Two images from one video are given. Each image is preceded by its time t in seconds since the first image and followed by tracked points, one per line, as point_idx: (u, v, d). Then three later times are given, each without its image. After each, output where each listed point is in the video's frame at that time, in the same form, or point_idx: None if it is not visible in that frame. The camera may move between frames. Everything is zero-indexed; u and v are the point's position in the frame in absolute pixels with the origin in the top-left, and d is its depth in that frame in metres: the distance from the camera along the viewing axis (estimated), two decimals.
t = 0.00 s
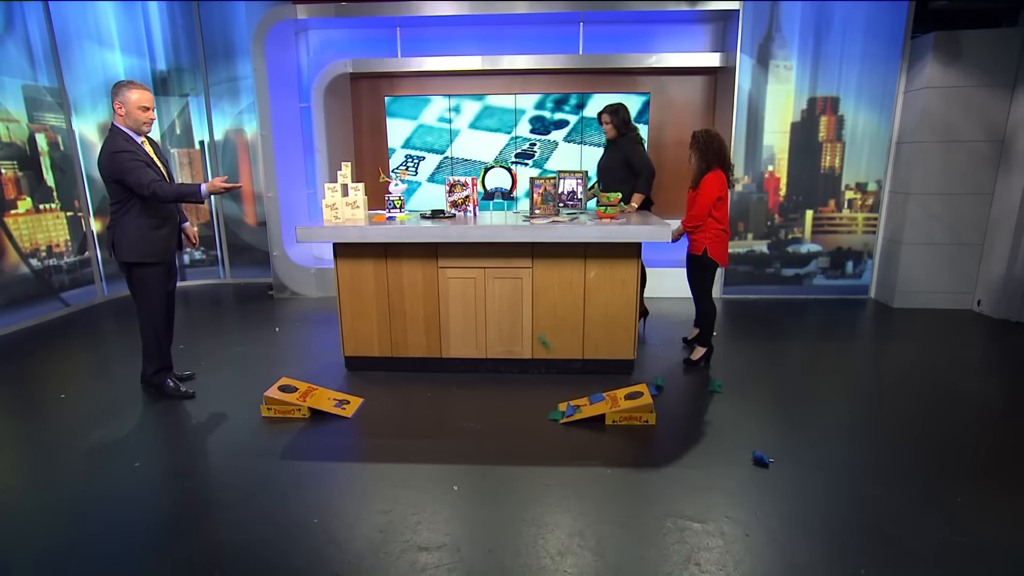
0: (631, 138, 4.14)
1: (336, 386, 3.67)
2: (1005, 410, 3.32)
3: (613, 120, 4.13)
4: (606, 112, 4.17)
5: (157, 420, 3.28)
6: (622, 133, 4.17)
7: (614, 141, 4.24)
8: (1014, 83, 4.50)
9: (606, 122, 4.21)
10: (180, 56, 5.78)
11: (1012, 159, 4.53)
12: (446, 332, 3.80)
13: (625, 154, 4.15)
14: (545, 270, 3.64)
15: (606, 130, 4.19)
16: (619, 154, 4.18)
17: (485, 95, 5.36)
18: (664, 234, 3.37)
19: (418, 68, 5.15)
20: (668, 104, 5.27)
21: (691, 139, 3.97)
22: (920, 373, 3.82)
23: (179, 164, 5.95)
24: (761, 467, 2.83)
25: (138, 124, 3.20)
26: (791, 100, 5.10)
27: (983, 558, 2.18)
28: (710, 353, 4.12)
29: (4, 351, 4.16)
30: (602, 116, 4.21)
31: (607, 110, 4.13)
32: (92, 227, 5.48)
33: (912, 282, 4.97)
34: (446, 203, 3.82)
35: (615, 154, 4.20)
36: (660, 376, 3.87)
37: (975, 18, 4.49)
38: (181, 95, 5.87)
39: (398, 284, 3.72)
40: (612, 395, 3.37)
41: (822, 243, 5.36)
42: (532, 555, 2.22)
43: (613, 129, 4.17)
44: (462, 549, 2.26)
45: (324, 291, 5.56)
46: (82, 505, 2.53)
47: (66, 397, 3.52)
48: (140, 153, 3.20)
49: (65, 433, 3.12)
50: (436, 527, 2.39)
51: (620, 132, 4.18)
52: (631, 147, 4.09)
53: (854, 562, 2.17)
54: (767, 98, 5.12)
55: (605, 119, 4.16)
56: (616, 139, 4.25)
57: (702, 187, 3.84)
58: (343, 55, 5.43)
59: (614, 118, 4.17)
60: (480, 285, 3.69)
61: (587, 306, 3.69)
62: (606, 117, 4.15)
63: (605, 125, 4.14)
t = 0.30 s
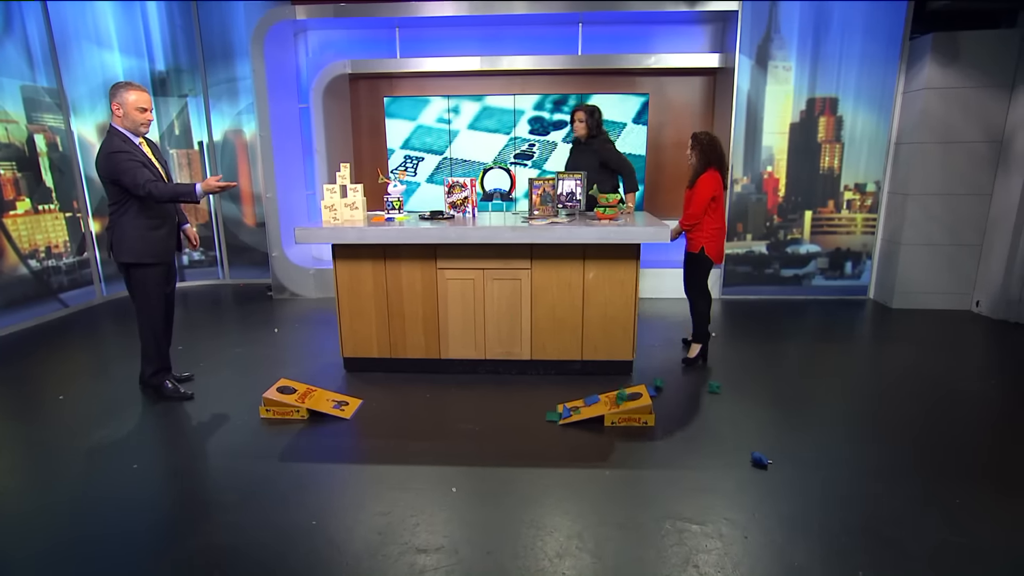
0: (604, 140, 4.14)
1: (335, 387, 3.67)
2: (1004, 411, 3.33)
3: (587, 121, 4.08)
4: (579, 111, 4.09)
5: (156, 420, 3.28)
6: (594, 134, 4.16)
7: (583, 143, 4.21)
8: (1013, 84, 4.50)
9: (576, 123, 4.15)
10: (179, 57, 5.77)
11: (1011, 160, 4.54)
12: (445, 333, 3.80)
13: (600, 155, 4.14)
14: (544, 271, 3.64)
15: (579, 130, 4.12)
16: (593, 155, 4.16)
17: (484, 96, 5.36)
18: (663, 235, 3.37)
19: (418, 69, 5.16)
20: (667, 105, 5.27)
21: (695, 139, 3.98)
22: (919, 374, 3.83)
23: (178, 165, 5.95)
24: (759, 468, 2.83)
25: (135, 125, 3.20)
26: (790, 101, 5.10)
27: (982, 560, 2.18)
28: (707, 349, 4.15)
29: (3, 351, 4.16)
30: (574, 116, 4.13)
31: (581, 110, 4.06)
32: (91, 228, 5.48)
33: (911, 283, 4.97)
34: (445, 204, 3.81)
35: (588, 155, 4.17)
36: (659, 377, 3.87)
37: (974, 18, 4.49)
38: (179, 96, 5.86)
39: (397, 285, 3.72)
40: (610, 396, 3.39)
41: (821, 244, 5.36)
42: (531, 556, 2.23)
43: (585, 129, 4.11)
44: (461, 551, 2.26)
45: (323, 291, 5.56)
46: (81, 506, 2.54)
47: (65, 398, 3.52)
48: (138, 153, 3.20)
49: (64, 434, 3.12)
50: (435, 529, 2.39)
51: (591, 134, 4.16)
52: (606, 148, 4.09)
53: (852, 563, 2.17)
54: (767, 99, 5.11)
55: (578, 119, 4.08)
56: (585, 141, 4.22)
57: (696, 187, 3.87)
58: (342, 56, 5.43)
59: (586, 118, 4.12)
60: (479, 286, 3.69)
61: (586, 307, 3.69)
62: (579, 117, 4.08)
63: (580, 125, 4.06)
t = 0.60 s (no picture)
0: (589, 139, 4.10)
1: (334, 388, 3.67)
2: (1004, 411, 3.33)
3: (574, 118, 4.02)
4: (565, 108, 4.03)
5: (156, 422, 3.28)
6: (579, 133, 4.09)
7: (566, 142, 4.11)
8: (1013, 85, 4.50)
9: (560, 121, 4.05)
10: (179, 58, 5.77)
11: (1011, 161, 4.54)
12: (445, 334, 3.80)
13: (588, 153, 4.08)
14: (544, 272, 3.64)
15: (567, 126, 4.02)
16: (580, 154, 4.09)
17: (484, 97, 5.36)
18: (662, 236, 3.38)
19: (417, 70, 5.16)
20: (667, 105, 5.27)
21: (695, 140, 4.00)
22: (919, 374, 3.83)
23: (178, 165, 5.95)
24: (759, 470, 2.83)
25: (135, 126, 3.20)
26: (790, 101, 5.09)
27: (982, 561, 2.18)
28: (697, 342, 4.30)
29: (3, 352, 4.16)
30: (560, 113, 4.04)
31: (569, 107, 3.99)
32: (91, 229, 5.48)
33: (911, 284, 4.97)
34: (445, 205, 3.80)
35: (576, 154, 4.08)
36: (658, 378, 3.86)
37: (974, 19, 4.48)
38: (179, 96, 5.86)
39: (396, 286, 3.72)
40: (609, 398, 3.39)
41: (821, 244, 5.36)
42: (530, 558, 2.22)
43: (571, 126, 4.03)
44: (460, 552, 2.26)
45: (323, 292, 5.56)
46: (79, 508, 2.53)
47: (65, 399, 3.52)
48: (137, 154, 3.20)
49: (63, 435, 3.12)
50: (434, 531, 2.39)
51: (576, 132, 4.09)
52: (594, 146, 4.05)
53: (851, 565, 2.17)
54: (767, 100, 5.11)
55: (566, 115, 4.00)
56: (568, 140, 4.13)
57: (694, 185, 3.91)
58: (342, 56, 5.43)
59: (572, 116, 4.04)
60: (479, 287, 3.69)
61: (585, 308, 3.69)
62: (567, 113, 4.00)
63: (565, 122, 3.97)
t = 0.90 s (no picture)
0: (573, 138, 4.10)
1: (335, 388, 3.67)
2: (1007, 413, 3.31)
3: (556, 119, 3.99)
4: (547, 109, 3.96)
5: (157, 422, 3.28)
6: (560, 134, 4.07)
7: (546, 144, 4.08)
8: (1016, 85, 4.48)
9: (540, 122, 3.99)
10: (181, 58, 5.79)
11: (1014, 162, 4.52)
12: (446, 335, 3.80)
13: (569, 154, 4.06)
14: (546, 273, 3.63)
15: (549, 127, 3.97)
16: (562, 155, 4.06)
17: (486, 97, 5.35)
18: (664, 237, 3.37)
19: (420, 70, 5.17)
20: (669, 106, 5.26)
21: (696, 140, 3.98)
22: (922, 376, 3.81)
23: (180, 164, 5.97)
24: (761, 471, 2.82)
25: (143, 125, 3.23)
26: (792, 102, 5.08)
27: (986, 563, 2.17)
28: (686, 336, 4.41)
29: (5, 352, 4.17)
30: (541, 114, 3.97)
31: (551, 108, 3.94)
32: (93, 229, 5.49)
33: (914, 284, 4.96)
34: (446, 206, 3.81)
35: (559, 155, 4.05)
36: (659, 379, 3.86)
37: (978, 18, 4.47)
38: (182, 97, 5.87)
39: (398, 287, 3.72)
40: (610, 399, 3.39)
41: (823, 245, 5.34)
42: (531, 559, 2.22)
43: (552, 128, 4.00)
44: (461, 554, 2.26)
45: (325, 292, 5.57)
46: (81, 508, 2.54)
47: (68, 399, 3.53)
48: (143, 154, 3.23)
49: (66, 435, 3.13)
50: (435, 532, 2.39)
51: (556, 134, 4.06)
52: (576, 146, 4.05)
53: (853, 568, 2.16)
54: (769, 100, 5.10)
55: (548, 117, 3.95)
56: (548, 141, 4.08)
57: (693, 185, 3.93)
58: (343, 57, 5.43)
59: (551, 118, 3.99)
60: (481, 288, 3.68)
61: (587, 309, 3.69)
62: (549, 114, 3.95)
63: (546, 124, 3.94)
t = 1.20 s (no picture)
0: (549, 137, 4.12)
1: (338, 388, 3.67)
2: (1011, 414, 3.30)
3: (531, 117, 4.00)
4: (520, 108, 3.98)
5: (160, 421, 3.29)
6: (535, 134, 4.08)
7: (522, 143, 4.09)
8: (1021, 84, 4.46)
9: (515, 121, 4.00)
10: (185, 59, 5.80)
11: (1019, 162, 4.50)
12: (449, 335, 3.80)
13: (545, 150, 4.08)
14: (548, 273, 3.63)
15: (524, 127, 3.99)
16: (538, 155, 4.07)
17: (489, 97, 5.35)
18: (667, 237, 3.38)
19: (422, 70, 5.12)
20: (672, 106, 5.25)
21: (699, 141, 3.99)
22: (925, 376, 3.80)
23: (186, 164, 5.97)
24: (763, 472, 2.82)
25: (159, 126, 3.25)
26: (796, 102, 5.06)
27: (990, 565, 2.16)
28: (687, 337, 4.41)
29: (10, 352, 4.19)
30: (516, 113, 3.98)
31: (525, 106, 3.95)
32: (97, 229, 5.51)
33: (918, 285, 4.94)
34: (449, 206, 3.80)
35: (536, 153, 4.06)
36: (662, 379, 3.86)
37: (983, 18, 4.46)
38: (186, 97, 5.88)
39: (401, 287, 3.72)
40: (614, 400, 3.40)
41: (827, 245, 5.32)
42: (533, 560, 2.22)
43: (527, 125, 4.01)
44: (463, 554, 2.26)
45: (327, 292, 5.58)
46: (85, 507, 2.55)
47: (72, 398, 3.54)
48: (159, 154, 3.25)
49: (70, 434, 3.14)
50: (437, 532, 2.39)
51: (531, 133, 4.08)
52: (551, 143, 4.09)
53: (857, 569, 2.15)
54: (773, 100, 5.08)
55: (523, 116, 3.96)
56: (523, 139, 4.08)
57: (696, 185, 3.93)
58: (347, 57, 5.43)
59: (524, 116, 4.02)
60: (484, 288, 3.69)
61: (590, 310, 3.69)
62: (524, 113, 3.96)
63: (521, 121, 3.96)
